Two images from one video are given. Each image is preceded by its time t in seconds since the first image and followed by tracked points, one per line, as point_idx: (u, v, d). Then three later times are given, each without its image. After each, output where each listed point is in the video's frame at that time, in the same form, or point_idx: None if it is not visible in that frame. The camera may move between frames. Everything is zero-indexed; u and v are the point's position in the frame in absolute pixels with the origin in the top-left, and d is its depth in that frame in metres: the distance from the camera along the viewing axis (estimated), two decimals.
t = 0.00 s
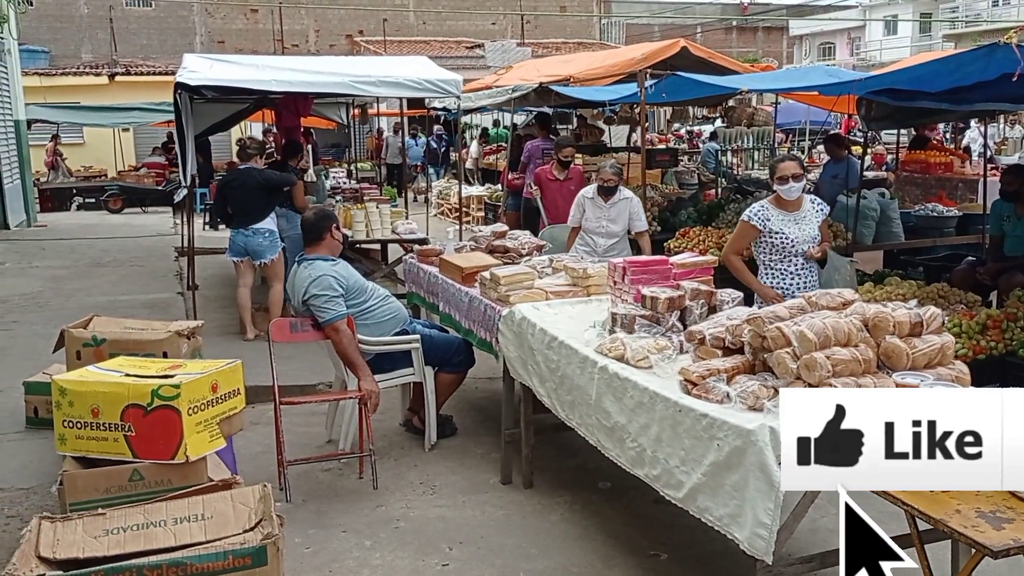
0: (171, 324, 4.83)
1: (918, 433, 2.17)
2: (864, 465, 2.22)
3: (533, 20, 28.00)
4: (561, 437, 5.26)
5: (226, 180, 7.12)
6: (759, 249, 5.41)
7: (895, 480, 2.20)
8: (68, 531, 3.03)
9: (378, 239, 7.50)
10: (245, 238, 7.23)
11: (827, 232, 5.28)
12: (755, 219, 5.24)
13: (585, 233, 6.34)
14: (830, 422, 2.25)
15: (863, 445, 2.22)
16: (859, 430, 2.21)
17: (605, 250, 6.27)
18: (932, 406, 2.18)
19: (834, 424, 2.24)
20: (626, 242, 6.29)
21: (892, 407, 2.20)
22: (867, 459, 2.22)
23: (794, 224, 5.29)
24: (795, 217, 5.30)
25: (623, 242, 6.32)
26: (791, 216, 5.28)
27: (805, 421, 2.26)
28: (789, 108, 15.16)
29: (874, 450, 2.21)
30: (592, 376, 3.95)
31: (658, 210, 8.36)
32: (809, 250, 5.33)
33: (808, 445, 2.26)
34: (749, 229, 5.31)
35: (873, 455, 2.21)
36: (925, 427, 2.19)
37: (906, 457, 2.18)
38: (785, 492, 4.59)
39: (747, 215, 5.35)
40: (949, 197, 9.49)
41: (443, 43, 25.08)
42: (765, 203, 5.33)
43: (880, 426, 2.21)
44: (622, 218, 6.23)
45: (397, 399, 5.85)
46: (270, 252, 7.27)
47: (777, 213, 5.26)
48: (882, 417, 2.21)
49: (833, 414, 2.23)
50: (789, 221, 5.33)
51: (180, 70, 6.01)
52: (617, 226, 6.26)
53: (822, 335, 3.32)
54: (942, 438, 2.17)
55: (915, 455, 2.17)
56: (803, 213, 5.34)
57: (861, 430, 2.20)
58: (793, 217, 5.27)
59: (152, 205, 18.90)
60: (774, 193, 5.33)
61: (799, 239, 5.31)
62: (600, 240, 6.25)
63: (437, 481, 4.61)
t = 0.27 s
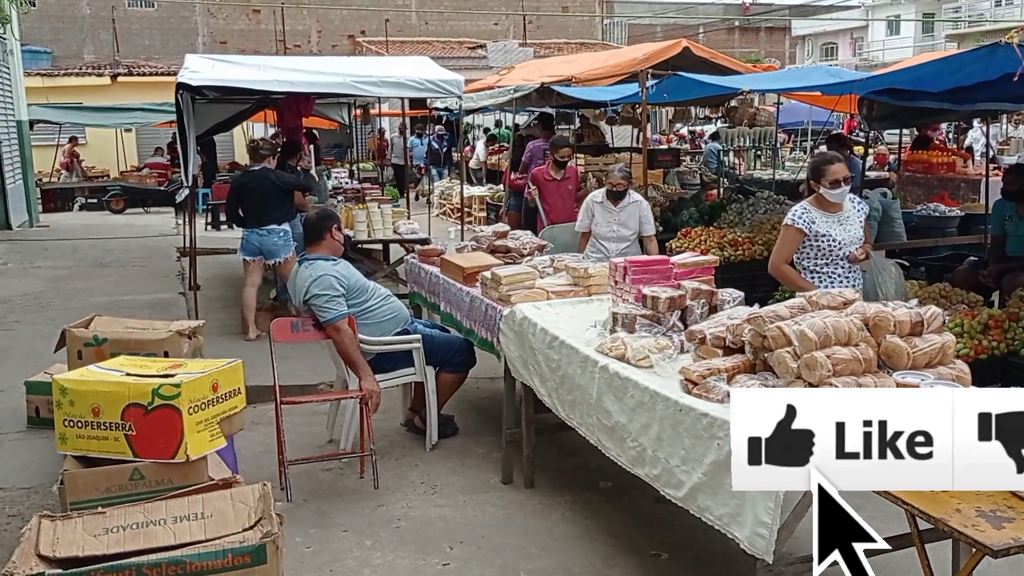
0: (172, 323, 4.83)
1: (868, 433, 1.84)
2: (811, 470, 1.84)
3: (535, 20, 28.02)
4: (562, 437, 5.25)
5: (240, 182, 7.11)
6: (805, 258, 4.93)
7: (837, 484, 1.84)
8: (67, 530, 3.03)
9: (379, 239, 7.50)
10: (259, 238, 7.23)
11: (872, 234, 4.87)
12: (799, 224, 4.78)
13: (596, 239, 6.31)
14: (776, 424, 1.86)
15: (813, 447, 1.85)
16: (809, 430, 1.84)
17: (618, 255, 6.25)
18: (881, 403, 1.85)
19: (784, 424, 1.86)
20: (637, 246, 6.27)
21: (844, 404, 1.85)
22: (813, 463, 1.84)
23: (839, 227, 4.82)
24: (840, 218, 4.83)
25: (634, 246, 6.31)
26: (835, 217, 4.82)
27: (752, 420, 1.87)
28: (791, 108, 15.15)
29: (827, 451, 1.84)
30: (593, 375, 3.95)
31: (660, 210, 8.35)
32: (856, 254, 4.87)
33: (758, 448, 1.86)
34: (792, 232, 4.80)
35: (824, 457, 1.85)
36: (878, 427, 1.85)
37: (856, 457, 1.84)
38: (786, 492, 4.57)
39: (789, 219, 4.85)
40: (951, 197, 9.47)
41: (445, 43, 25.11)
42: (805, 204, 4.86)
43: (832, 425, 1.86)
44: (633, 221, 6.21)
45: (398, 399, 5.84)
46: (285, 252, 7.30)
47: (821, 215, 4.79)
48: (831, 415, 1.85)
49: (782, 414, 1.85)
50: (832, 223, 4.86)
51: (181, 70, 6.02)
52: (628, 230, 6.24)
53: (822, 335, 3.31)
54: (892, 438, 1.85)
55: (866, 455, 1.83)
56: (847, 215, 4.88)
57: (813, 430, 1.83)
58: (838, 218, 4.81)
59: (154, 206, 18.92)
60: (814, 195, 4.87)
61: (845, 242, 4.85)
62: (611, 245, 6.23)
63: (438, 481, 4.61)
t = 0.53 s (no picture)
0: (170, 323, 4.83)
1: (838, 433, 2.05)
2: (785, 466, 2.07)
3: (535, 20, 28.01)
4: (561, 437, 5.24)
5: (271, 184, 7.16)
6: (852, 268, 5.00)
7: (821, 481, 2.06)
8: (61, 527, 3.02)
9: (378, 239, 7.50)
10: (287, 240, 7.32)
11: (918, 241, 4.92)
12: (841, 235, 4.90)
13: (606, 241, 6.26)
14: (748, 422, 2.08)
15: (784, 445, 2.08)
16: (780, 431, 2.06)
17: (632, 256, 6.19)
18: (857, 406, 2.05)
19: (754, 425, 2.08)
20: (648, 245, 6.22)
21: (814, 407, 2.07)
22: (786, 459, 2.08)
23: (881, 236, 4.92)
24: (881, 227, 4.93)
25: (645, 246, 6.25)
26: (876, 226, 4.93)
27: (724, 420, 2.10)
28: (790, 109, 15.13)
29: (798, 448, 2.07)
30: (590, 374, 3.94)
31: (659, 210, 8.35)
32: (901, 261, 4.95)
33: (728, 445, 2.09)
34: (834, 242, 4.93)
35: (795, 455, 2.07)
36: (847, 427, 2.06)
37: (827, 456, 2.06)
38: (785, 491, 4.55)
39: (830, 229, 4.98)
40: (952, 198, 9.43)
41: (446, 44, 25.12)
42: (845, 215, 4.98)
43: (802, 425, 2.07)
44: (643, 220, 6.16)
45: (396, 399, 5.84)
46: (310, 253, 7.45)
47: (864, 224, 4.91)
48: (801, 416, 2.07)
49: (752, 415, 2.07)
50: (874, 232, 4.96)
51: (180, 70, 6.03)
52: (639, 230, 6.20)
53: (819, 333, 3.30)
54: (863, 439, 2.05)
55: (835, 455, 2.04)
56: (890, 224, 4.96)
57: (782, 430, 2.06)
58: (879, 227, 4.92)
59: (155, 206, 18.94)
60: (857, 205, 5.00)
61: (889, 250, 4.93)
62: (622, 246, 6.18)
63: (436, 480, 4.60)
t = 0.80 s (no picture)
0: (121, 325, 4.74)
1: (831, 433, 2.02)
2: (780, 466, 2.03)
3: (496, 21, 28.05)
4: (519, 437, 5.23)
5: (252, 184, 7.47)
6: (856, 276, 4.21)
7: (816, 482, 2.03)
8: (4, 535, 2.95)
9: (336, 240, 7.45)
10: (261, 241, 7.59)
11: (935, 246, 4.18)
12: (850, 234, 4.09)
13: (576, 242, 6.22)
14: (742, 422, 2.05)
15: (777, 446, 2.04)
16: (772, 430, 2.02)
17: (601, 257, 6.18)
18: (849, 405, 2.01)
19: (748, 425, 2.04)
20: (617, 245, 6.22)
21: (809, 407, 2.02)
22: (781, 459, 2.05)
23: (897, 238, 4.13)
24: (896, 228, 4.14)
25: (614, 247, 6.25)
26: (891, 227, 4.13)
27: (717, 420, 2.05)
28: (748, 111, 15.30)
29: (796, 448, 2.03)
30: (547, 374, 3.94)
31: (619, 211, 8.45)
32: (914, 268, 4.20)
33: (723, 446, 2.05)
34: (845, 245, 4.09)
35: (788, 456, 2.03)
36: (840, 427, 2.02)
37: (820, 456, 2.02)
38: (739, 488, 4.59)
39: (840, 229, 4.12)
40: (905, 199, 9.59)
41: (406, 43, 25.04)
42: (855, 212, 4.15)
43: (796, 425, 2.04)
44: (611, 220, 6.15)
45: (354, 401, 5.79)
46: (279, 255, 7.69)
47: (878, 225, 4.10)
48: (795, 416, 2.03)
49: (744, 415, 2.03)
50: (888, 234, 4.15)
51: (132, 68, 5.93)
52: (608, 230, 6.18)
53: (772, 332, 3.33)
54: (856, 438, 2.02)
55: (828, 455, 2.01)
56: (905, 224, 4.18)
57: (777, 430, 2.02)
58: (895, 228, 4.13)
59: (109, 206, 18.65)
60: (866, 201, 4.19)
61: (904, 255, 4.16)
62: (592, 247, 6.17)
63: (394, 483, 4.57)
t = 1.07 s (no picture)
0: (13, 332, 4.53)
1: (831, 433, 1.85)
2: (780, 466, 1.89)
3: (408, 20, 27.94)
4: (433, 438, 5.21)
5: (167, 182, 7.22)
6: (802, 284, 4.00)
7: (818, 483, 1.87)
8: None
9: (244, 241, 7.29)
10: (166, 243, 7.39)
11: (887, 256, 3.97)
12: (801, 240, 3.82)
13: (508, 245, 6.18)
14: (742, 422, 1.91)
15: (778, 446, 1.89)
16: (772, 429, 1.87)
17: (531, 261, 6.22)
18: (849, 405, 1.85)
19: (747, 424, 1.90)
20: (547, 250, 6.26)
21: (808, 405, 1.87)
22: (783, 459, 1.90)
23: (853, 246, 3.87)
24: (851, 235, 3.89)
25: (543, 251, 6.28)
26: (846, 235, 3.87)
27: (714, 419, 1.92)
28: (658, 112, 15.63)
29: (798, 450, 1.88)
30: (461, 375, 3.93)
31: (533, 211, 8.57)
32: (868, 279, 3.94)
33: (723, 446, 1.92)
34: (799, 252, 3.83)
35: (788, 457, 1.89)
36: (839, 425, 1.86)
37: (821, 457, 1.86)
38: (650, 482, 4.67)
39: (793, 234, 3.85)
40: (807, 199, 9.94)
41: (317, 42, 24.69)
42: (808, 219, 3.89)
43: (796, 425, 1.88)
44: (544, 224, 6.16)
45: (264, 406, 5.68)
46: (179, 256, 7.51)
47: (832, 232, 3.85)
48: (795, 416, 1.87)
49: (741, 414, 1.89)
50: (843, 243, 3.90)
51: (25, 63, 5.66)
52: (540, 235, 6.21)
53: (679, 328, 3.40)
54: (856, 438, 1.85)
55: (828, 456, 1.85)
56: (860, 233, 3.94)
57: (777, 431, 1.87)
58: (850, 236, 3.87)
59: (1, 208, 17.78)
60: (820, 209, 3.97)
61: (859, 265, 3.90)
62: (523, 252, 6.17)
63: (306, 488, 4.49)
